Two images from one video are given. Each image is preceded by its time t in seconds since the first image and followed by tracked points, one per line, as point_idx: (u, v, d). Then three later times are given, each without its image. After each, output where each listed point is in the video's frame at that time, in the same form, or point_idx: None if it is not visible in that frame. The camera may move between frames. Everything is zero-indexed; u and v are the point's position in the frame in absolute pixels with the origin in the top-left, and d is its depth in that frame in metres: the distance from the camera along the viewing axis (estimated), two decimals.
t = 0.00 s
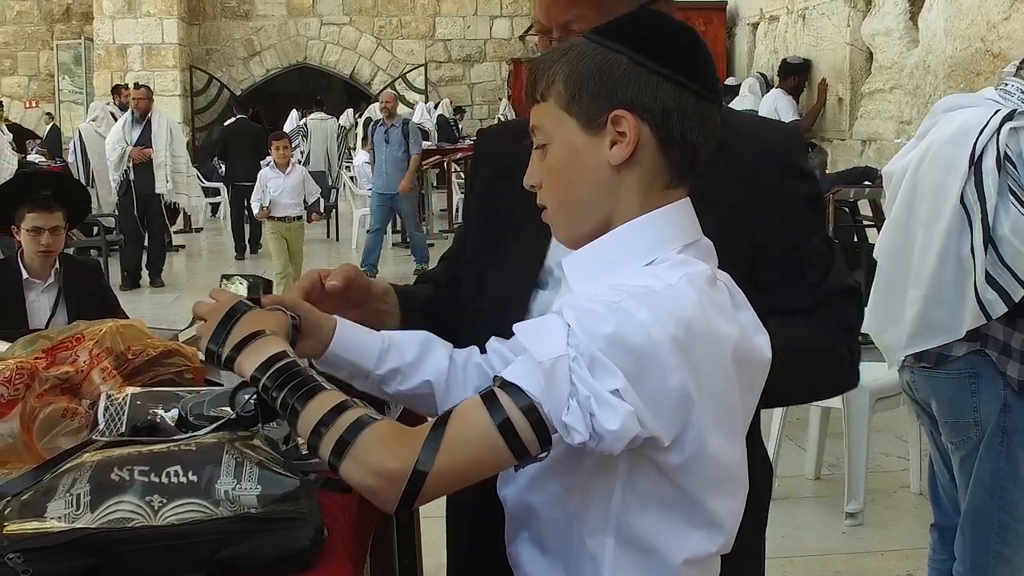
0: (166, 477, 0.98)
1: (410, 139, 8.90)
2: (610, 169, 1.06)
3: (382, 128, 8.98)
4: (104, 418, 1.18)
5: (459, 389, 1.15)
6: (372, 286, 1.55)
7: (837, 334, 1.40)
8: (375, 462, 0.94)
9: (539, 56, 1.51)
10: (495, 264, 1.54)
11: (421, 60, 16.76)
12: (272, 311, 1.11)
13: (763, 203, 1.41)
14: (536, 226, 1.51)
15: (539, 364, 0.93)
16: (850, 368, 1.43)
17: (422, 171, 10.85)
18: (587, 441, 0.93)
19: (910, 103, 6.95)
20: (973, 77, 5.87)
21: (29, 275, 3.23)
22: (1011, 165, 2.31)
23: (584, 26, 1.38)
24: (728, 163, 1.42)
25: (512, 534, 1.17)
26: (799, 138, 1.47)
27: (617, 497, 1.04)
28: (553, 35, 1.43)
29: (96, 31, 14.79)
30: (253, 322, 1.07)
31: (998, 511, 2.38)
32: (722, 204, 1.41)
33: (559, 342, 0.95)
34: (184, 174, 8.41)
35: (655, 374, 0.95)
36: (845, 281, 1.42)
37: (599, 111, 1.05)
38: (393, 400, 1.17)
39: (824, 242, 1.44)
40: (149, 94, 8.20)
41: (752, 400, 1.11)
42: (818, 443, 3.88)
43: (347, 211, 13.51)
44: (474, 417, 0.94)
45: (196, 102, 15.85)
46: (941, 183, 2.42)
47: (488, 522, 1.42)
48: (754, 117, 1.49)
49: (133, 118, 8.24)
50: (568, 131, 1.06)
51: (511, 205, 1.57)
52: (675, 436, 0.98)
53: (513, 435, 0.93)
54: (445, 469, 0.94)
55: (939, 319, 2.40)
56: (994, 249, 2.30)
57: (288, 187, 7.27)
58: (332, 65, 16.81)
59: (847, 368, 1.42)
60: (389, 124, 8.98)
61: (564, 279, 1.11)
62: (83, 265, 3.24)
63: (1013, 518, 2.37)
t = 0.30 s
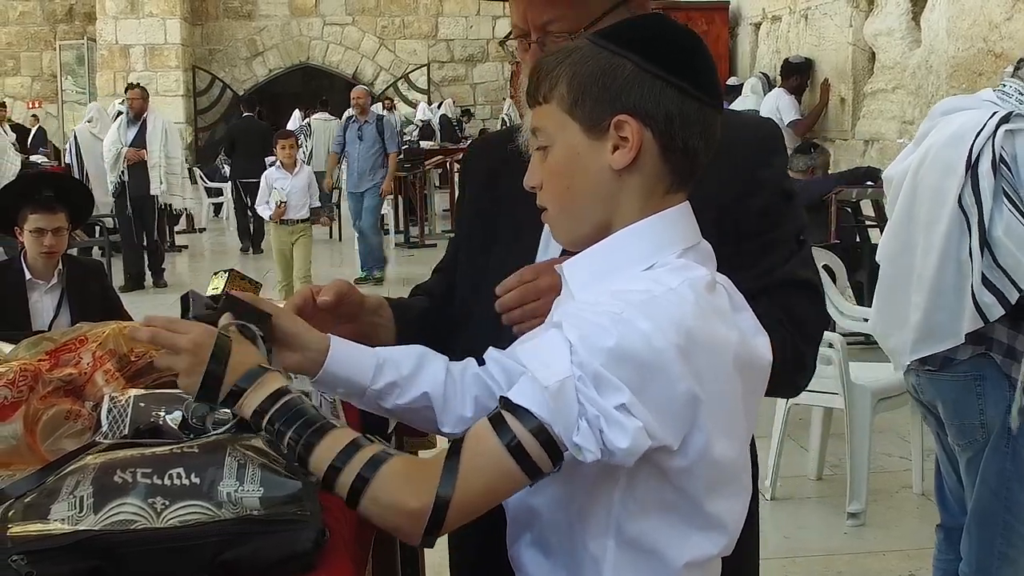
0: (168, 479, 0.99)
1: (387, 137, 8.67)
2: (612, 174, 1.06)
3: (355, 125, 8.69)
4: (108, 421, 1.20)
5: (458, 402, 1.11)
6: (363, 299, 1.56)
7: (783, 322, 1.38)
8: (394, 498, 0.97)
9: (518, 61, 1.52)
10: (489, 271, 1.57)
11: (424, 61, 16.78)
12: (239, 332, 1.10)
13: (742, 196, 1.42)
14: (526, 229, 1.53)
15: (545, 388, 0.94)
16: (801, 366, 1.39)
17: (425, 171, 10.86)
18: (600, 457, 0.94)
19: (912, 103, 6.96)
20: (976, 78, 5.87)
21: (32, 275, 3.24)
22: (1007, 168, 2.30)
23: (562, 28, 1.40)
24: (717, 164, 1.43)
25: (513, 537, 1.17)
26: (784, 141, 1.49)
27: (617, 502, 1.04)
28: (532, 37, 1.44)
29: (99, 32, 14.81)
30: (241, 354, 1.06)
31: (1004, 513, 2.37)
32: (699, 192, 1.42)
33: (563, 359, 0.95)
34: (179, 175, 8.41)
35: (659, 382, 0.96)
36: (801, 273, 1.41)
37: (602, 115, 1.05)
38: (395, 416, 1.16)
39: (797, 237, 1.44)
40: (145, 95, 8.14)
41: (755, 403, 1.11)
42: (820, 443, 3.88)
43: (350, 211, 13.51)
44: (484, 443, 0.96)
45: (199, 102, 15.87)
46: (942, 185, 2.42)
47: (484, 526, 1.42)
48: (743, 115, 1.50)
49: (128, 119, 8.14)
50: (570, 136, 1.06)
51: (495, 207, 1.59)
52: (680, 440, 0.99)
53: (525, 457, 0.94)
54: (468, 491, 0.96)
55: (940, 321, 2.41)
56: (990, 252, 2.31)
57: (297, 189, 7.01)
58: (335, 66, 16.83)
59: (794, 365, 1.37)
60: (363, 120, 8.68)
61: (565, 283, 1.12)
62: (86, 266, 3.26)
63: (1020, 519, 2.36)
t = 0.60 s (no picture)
0: (167, 481, 0.99)
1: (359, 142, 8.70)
2: (611, 177, 1.07)
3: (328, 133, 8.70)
4: (108, 422, 1.19)
5: (454, 409, 1.12)
6: (366, 307, 1.57)
7: (776, 334, 1.37)
8: (383, 489, 0.99)
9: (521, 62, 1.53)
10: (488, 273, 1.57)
11: (425, 61, 16.79)
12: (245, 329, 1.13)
13: (742, 199, 1.42)
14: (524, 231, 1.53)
15: (531, 390, 0.95)
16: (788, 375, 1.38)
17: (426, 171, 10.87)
18: (585, 460, 0.95)
19: (913, 103, 6.96)
20: (977, 78, 5.87)
21: (34, 276, 3.26)
22: (1009, 167, 2.30)
23: (564, 31, 1.40)
24: (717, 168, 1.44)
25: (510, 539, 1.17)
26: (785, 148, 1.49)
27: (613, 503, 1.05)
28: (533, 38, 1.44)
29: (101, 33, 14.83)
30: (241, 353, 1.10)
31: (1000, 513, 2.41)
32: (696, 195, 1.43)
33: (555, 361, 0.96)
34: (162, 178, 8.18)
35: (660, 383, 0.96)
36: (796, 282, 1.39)
37: (601, 120, 1.06)
38: (391, 423, 1.16)
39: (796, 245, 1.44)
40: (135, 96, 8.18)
41: (751, 405, 1.11)
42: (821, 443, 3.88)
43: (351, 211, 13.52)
44: (473, 438, 0.97)
45: (201, 103, 15.88)
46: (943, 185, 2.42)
47: (483, 530, 1.42)
48: (742, 119, 1.51)
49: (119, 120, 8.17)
50: (568, 139, 1.07)
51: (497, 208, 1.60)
52: (676, 443, 0.99)
53: (512, 454, 0.95)
54: (452, 486, 0.97)
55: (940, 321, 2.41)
56: (990, 251, 2.30)
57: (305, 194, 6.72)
58: (337, 66, 16.84)
59: (786, 379, 1.37)
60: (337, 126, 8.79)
61: (562, 285, 1.12)
62: (86, 266, 3.26)
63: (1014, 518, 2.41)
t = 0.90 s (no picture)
0: (164, 485, 0.99)
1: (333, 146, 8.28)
2: (603, 180, 1.07)
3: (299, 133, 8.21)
4: (105, 425, 1.19)
5: (453, 411, 1.11)
6: (365, 313, 1.56)
7: (777, 343, 1.37)
8: (373, 494, 0.99)
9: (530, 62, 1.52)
10: (490, 278, 1.57)
11: (426, 61, 16.80)
12: (236, 334, 1.15)
13: (748, 206, 1.42)
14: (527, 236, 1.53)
15: (519, 396, 0.96)
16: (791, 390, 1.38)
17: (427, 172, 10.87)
18: (572, 464, 0.96)
19: (914, 103, 6.95)
20: (977, 78, 5.87)
21: (34, 277, 3.25)
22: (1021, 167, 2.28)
23: (573, 32, 1.39)
24: (721, 172, 1.44)
25: (506, 544, 1.17)
26: (792, 152, 1.48)
27: (607, 508, 1.05)
28: (544, 39, 1.44)
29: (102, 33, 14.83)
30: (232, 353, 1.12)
31: (991, 513, 2.41)
32: (701, 199, 1.42)
33: (541, 367, 0.97)
34: (144, 180, 8.00)
35: (654, 386, 0.96)
36: (801, 292, 1.39)
37: (595, 123, 1.06)
38: (390, 426, 1.16)
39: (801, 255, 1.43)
40: (127, 96, 8.15)
41: (742, 407, 1.11)
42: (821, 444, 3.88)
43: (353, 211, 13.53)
44: (461, 446, 0.98)
45: (202, 103, 15.89)
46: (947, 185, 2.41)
47: (482, 533, 1.43)
48: (745, 122, 1.50)
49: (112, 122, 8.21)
50: (561, 141, 1.07)
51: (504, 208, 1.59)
52: (666, 448, 0.99)
53: (500, 460, 0.96)
54: (441, 493, 0.98)
55: (937, 322, 2.41)
56: (994, 250, 2.29)
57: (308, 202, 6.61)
58: (338, 66, 16.85)
59: (786, 387, 1.37)
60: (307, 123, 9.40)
61: (556, 288, 1.12)
62: (87, 268, 3.26)
63: (1006, 519, 2.41)
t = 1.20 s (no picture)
0: (161, 487, 0.99)
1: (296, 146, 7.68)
2: (594, 181, 1.07)
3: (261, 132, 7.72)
4: (102, 428, 1.18)
5: (448, 410, 1.12)
6: (358, 317, 1.57)
7: (774, 344, 1.37)
8: (365, 501, 1.00)
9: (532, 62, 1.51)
10: (490, 278, 1.56)
11: (427, 61, 16.80)
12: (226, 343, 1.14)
13: (748, 206, 1.41)
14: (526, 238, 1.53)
15: (513, 399, 0.96)
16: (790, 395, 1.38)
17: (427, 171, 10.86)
18: (568, 467, 0.96)
19: (915, 102, 6.94)
20: (978, 77, 5.87)
21: (33, 278, 3.25)
22: (1014, 170, 2.29)
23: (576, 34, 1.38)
24: (720, 171, 1.43)
25: (500, 548, 1.17)
26: (793, 152, 1.48)
27: (600, 511, 1.05)
28: (547, 40, 1.43)
29: (103, 34, 14.83)
30: (219, 368, 1.12)
31: (1006, 514, 2.41)
32: (700, 200, 1.42)
33: (534, 370, 0.97)
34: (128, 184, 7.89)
35: (646, 388, 0.96)
36: (801, 293, 1.39)
37: (586, 124, 1.06)
38: (385, 422, 1.16)
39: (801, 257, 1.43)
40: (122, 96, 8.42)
41: (736, 410, 1.11)
42: (822, 444, 3.88)
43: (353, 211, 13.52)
44: (457, 452, 0.98)
45: (203, 103, 15.89)
46: (946, 186, 2.41)
47: (483, 538, 1.42)
48: (744, 122, 1.50)
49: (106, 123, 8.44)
50: (552, 142, 1.07)
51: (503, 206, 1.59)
52: (660, 452, 0.99)
53: (494, 464, 0.96)
54: (436, 497, 0.98)
55: (937, 322, 2.40)
56: (995, 253, 2.29)
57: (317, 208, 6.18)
58: (338, 66, 16.85)
59: (786, 389, 1.37)
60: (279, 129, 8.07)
61: (548, 290, 1.12)
62: (87, 268, 3.25)
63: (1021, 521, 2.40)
